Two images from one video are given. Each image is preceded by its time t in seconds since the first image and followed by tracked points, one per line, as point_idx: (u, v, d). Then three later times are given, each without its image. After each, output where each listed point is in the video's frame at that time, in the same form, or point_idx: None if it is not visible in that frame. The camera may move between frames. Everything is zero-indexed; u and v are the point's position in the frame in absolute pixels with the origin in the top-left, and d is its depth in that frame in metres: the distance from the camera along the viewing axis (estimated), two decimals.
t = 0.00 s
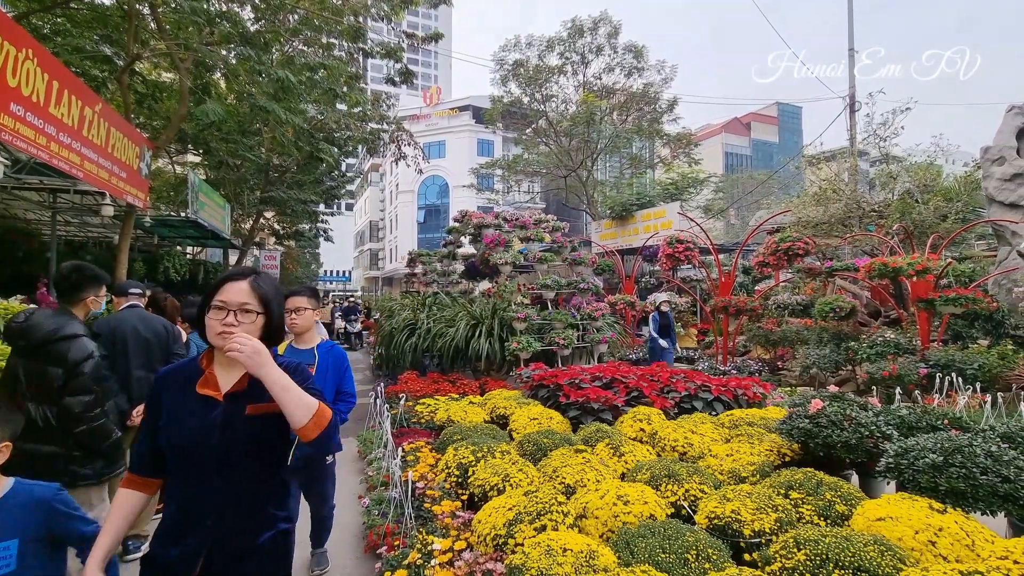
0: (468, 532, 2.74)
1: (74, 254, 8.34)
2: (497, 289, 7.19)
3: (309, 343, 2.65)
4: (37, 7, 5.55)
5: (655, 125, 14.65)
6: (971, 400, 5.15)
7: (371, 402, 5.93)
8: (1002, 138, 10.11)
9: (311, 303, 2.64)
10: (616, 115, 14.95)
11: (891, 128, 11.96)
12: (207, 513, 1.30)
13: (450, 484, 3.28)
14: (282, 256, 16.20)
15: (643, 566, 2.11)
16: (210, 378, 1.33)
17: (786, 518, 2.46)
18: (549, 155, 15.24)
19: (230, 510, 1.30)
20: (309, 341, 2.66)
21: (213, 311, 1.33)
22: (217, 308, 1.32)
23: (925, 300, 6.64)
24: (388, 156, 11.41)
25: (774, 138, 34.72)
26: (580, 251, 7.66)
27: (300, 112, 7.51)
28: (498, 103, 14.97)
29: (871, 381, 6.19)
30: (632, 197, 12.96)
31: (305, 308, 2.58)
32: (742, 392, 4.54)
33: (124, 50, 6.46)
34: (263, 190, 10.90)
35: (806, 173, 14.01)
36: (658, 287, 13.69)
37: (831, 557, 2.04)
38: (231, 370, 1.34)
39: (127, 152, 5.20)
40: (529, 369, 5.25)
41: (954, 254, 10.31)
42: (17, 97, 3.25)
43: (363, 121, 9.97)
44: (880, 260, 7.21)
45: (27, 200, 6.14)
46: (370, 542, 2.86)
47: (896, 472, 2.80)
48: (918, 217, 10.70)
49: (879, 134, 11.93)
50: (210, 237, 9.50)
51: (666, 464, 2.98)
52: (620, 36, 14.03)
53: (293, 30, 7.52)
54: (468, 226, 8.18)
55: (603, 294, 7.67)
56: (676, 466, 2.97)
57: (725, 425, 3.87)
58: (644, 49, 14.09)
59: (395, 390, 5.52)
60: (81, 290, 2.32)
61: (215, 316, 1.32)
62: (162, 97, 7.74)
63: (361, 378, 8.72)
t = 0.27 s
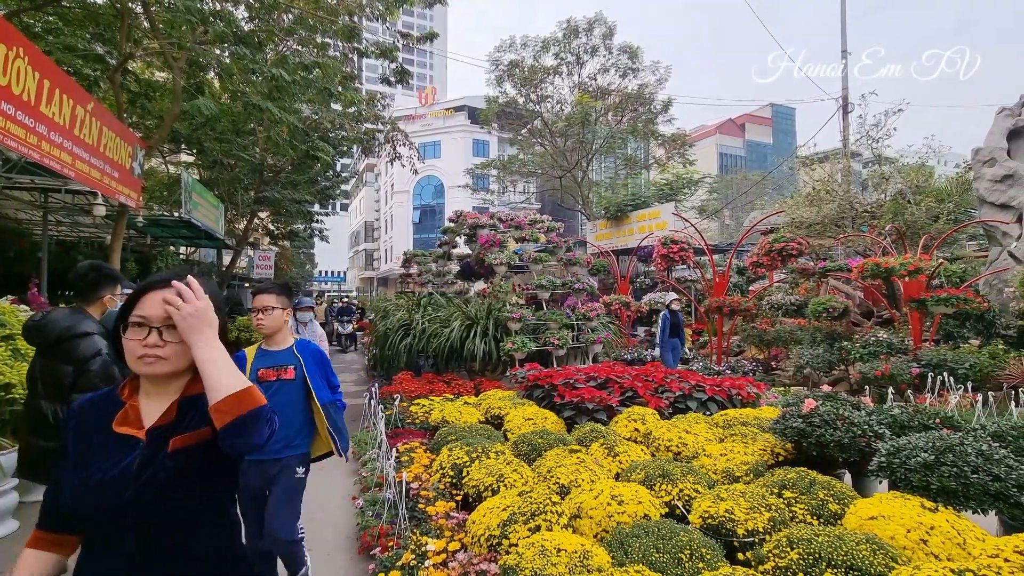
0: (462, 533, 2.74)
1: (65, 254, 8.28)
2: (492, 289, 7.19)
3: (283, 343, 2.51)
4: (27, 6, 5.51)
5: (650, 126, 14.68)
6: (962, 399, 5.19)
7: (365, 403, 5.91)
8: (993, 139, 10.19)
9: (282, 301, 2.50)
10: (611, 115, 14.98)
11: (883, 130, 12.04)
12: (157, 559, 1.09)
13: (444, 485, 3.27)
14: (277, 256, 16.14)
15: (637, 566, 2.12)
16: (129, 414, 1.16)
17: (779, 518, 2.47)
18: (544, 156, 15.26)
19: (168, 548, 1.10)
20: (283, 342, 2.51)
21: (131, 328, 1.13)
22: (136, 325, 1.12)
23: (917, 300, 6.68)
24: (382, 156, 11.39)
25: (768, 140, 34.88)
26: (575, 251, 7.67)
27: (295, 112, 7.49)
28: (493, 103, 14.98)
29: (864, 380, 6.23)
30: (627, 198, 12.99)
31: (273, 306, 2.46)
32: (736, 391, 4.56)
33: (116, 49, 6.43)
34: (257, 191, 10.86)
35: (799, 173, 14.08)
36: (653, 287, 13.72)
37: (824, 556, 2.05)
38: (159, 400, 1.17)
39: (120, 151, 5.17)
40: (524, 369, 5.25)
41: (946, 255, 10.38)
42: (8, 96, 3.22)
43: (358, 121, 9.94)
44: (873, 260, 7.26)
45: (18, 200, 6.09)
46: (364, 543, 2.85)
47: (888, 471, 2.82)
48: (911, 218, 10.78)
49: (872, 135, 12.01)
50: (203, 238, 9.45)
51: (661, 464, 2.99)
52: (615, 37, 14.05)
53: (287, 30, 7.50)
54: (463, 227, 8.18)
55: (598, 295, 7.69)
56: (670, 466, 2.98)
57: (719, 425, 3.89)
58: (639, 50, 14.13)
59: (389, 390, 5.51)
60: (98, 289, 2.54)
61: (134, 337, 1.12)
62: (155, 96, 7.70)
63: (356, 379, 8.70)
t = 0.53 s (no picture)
0: (458, 533, 2.75)
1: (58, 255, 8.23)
2: (488, 289, 7.20)
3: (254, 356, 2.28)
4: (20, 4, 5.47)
5: (646, 126, 14.71)
6: (955, 399, 5.23)
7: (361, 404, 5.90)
8: (985, 141, 10.27)
9: (255, 310, 2.27)
10: (607, 116, 15.00)
11: (877, 131, 12.11)
12: None
13: (440, 486, 3.27)
14: (272, 257, 16.08)
15: (633, 566, 2.13)
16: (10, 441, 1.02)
17: (773, 517, 2.49)
18: (540, 156, 15.27)
19: None
20: (255, 354, 2.29)
21: None
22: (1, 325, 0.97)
23: (911, 300, 6.73)
24: (378, 156, 11.37)
25: (763, 141, 35.01)
26: (571, 251, 7.68)
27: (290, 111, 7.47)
28: (489, 103, 14.98)
29: (858, 380, 6.26)
30: (623, 198, 13.02)
31: (243, 316, 2.23)
32: (731, 391, 4.58)
33: (111, 48, 6.40)
34: (252, 190, 10.82)
35: (794, 174, 14.15)
36: (649, 287, 13.76)
37: (818, 554, 2.07)
38: (52, 418, 1.04)
39: (114, 150, 5.14)
40: (520, 369, 5.25)
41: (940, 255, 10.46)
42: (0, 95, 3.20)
43: (354, 121, 9.93)
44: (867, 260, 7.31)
45: (10, 200, 6.06)
46: (360, 544, 2.85)
47: (882, 471, 2.84)
48: (904, 219, 10.85)
49: (866, 136, 12.07)
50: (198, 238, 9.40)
51: (657, 464, 3.00)
52: (611, 37, 14.07)
53: (282, 29, 7.48)
54: (459, 227, 8.18)
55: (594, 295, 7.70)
56: (666, 466, 3.00)
57: (715, 425, 3.90)
58: (635, 50, 14.16)
59: (385, 391, 5.51)
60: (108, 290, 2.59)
61: None
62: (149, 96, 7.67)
63: (352, 379, 8.69)
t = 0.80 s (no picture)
0: (454, 534, 2.75)
1: (50, 255, 8.18)
2: (484, 289, 7.19)
3: (217, 360, 1.89)
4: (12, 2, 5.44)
5: (641, 127, 14.74)
6: (948, 398, 5.26)
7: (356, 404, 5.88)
8: (977, 142, 10.34)
9: (224, 308, 1.91)
10: (603, 116, 15.03)
11: (871, 132, 12.18)
12: None
13: (436, 486, 3.27)
14: (267, 257, 16.03)
15: (628, 566, 2.14)
16: None
17: (768, 516, 2.50)
18: (536, 157, 15.29)
19: None
20: (220, 358, 1.89)
21: None
22: None
23: (904, 300, 6.76)
24: (374, 156, 11.35)
25: (758, 141, 35.15)
26: (566, 252, 7.68)
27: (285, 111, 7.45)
28: (485, 104, 14.98)
29: (852, 380, 6.29)
30: (618, 199, 13.04)
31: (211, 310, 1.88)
32: (727, 391, 4.60)
33: (104, 47, 6.36)
34: (247, 191, 10.78)
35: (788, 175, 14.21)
36: (644, 288, 13.79)
37: (813, 553, 2.08)
38: None
39: (106, 150, 5.11)
40: (516, 370, 5.25)
41: (932, 255, 10.53)
42: None
43: (349, 121, 9.91)
44: (861, 261, 7.34)
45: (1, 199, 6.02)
46: (355, 545, 2.84)
47: (875, 470, 2.85)
48: (898, 220, 10.92)
49: (860, 137, 12.13)
50: (193, 238, 9.35)
51: (652, 464, 3.01)
52: (607, 38, 14.10)
53: (277, 29, 7.46)
54: (455, 227, 8.18)
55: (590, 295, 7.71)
56: (662, 466, 3.01)
57: (710, 425, 3.91)
58: (630, 51, 14.20)
59: (381, 391, 5.50)
60: (110, 289, 2.53)
61: None
62: (143, 95, 7.63)
63: (348, 380, 8.67)
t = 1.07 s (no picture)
0: (450, 535, 2.74)
1: (44, 256, 8.15)
2: (480, 290, 7.19)
3: (162, 378, 1.65)
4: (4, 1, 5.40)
5: (638, 128, 14.76)
6: (942, 398, 5.29)
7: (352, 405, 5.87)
8: (970, 143, 10.40)
9: (170, 316, 1.67)
10: (599, 117, 15.05)
11: (866, 133, 12.23)
12: None
13: (432, 487, 3.26)
14: (263, 257, 15.97)
15: (624, 566, 2.14)
16: None
17: (764, 516, 2.51)
18: (533, 157, 15.29)
19: None
20: (166, 375, 1.66)
21: None
22: None
23: (899, 301, 6.80)
24: (370, 156, 11.32)
25: (754, 142, 35.27)
26: (563, 252, 7.69)
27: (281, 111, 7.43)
28: (482, 104, 14.98)
29: (847, 380, 6.32)
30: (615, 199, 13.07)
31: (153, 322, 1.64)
32: (722, 392, 4.61)
33: (98, 46, 6.33)
34: (243, 190, 10.75)
35: (784, 176, 14.26)
36: (640, 288, 13.82)
37: (809, 553, 2.09)
38: None
39: (101, 150, 5.08)
40: (513, 370, 5.25)
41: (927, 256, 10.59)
42: None
43: (345, 121, 9.89)
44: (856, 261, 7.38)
45: None
46: (351, 546, 2.83)
47: (871, 470, 2.87)
48: (892, 220, 10.98)
49: (855, 138, 12.19)
50: (188, 238, 9.29)
51: (649, 464, 3.01)
52: (603, 39, 14.12)
53: (273, 28, 7.44)
54: (451, 227, 8.17)
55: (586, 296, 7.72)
56: (658, 466, 3.01)
57: (706, 425, 3.92)
58: (627, 52, 14.22)
59: (377, 392, 5.49)
60: (120, 288, 2.60)
61: None
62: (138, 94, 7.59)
63: (344, 380, 8.66)
